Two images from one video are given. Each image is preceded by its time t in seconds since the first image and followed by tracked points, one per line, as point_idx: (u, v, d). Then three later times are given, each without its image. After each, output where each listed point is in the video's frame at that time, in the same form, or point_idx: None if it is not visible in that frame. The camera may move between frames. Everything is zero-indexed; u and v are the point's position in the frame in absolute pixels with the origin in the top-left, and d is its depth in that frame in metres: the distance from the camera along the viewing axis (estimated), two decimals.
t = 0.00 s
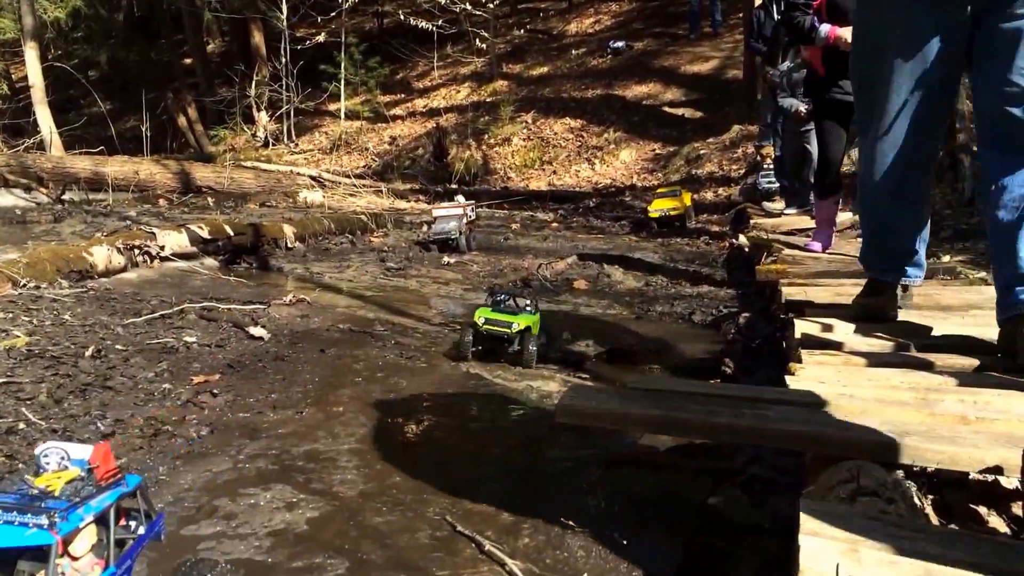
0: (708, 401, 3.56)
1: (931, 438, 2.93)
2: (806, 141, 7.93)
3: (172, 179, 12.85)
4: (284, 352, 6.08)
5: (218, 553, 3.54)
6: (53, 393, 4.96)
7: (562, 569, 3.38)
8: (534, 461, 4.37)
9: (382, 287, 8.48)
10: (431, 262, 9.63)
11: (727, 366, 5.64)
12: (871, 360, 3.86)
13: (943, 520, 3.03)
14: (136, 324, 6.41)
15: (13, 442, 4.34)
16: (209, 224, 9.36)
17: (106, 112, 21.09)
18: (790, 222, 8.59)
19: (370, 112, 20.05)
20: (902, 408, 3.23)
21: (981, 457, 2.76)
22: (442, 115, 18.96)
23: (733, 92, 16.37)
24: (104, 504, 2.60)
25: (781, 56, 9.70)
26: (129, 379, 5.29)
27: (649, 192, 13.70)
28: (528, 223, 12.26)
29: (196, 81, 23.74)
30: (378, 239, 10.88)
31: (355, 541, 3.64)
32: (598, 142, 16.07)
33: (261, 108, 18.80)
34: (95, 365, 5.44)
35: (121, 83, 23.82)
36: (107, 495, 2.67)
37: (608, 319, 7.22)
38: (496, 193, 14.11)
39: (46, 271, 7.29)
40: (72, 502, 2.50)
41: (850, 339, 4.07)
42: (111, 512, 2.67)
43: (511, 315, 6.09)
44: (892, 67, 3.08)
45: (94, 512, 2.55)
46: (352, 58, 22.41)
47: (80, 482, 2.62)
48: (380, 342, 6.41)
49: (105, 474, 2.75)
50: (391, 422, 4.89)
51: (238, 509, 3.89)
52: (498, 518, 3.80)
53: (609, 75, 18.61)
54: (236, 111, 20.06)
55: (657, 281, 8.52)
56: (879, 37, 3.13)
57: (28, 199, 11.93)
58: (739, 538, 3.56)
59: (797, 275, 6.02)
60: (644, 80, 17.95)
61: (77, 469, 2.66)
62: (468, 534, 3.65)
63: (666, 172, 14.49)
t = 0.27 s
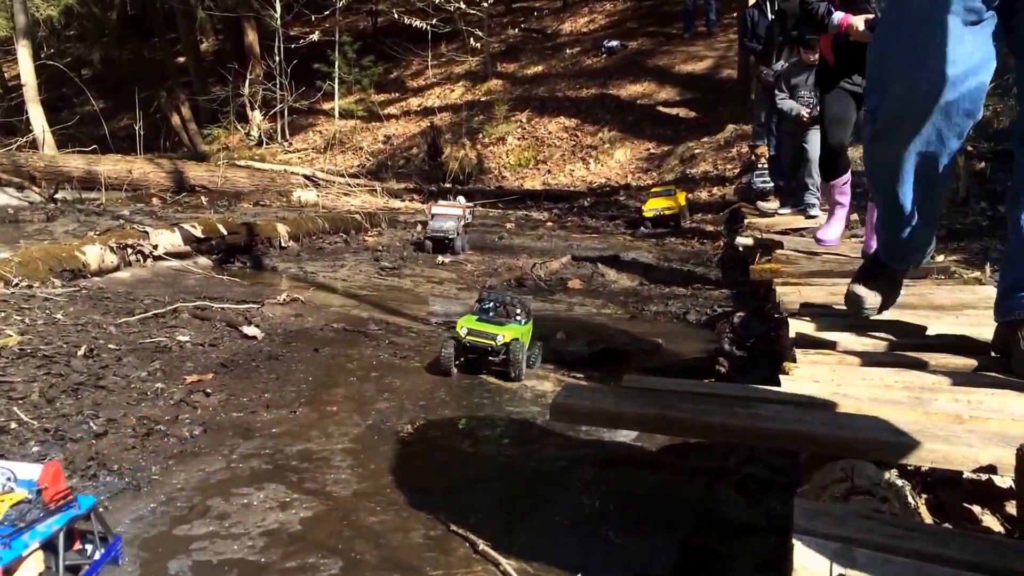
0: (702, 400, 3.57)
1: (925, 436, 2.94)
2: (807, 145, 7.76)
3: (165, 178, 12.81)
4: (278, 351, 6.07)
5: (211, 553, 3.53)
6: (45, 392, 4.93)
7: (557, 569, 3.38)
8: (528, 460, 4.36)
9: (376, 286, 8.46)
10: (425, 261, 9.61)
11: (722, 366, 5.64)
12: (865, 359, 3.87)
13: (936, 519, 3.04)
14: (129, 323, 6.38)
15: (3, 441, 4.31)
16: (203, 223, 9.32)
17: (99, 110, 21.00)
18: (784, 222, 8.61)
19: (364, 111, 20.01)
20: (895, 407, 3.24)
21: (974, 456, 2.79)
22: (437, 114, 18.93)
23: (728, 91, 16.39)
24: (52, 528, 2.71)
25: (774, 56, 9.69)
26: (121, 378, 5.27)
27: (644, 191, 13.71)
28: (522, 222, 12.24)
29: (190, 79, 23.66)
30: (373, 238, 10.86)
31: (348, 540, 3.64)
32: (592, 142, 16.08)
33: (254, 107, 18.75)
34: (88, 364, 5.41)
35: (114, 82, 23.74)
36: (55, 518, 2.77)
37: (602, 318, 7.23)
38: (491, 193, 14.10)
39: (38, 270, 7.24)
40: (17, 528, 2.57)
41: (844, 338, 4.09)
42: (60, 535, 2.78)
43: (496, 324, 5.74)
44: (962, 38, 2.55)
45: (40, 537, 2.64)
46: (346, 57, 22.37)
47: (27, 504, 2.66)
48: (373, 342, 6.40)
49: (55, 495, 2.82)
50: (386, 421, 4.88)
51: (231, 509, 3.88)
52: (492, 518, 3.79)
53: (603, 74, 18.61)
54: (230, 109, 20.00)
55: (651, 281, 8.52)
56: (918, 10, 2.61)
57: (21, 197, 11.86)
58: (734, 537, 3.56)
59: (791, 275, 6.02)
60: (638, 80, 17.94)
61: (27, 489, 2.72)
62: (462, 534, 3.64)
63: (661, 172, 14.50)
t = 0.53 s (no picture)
0: (695, 399, 3.57)
1: (917, 435, 2.95)
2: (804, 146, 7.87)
3: (157, 177, 12.77)
4: (271, 351, 6.05)
5: (203, 554, 3.51)
6: (35, 392, 4.90)
7: (549, 568, 3.38)
8: (521, 459, 4.36)
9: (369, 286, 8.44)
10: (418, 261, 9.60)
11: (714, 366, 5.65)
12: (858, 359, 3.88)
13: (929, 519, 3.04)
14: (120, 322, 6.36)
15: None
16: (195, 223, 9.28)
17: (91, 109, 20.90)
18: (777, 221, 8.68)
19: (357, 110, 19.97)
20: (888, 405, 3.25)
21: (966, 455, 2.79)
22: (430, 113, 18.91)
23: (721, 91, 16.42)
24: None
25: (768, 57, 9.77)
26: (113, 378, 5.24)
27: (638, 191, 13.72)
28: (516, 222, 12.24)
29: (182, 78, 23.59)
30: (366, 237, 10.85)
31: (341, 540, 3.63)
32: (586, 142, 16.08)
33: (247, 106, 18.70)
34: (79, 364, 5.38)
35: (105, 81, 23.65)
36: (5, 544, 2.24)
37: (595, 318, 7.23)
38: (485, 192, 14.09)
39: (29, 270, 7.20)
40: None
41: (838, 339, 4.10)
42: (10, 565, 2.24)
43: (479, 331, 5.39)
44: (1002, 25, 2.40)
45: None
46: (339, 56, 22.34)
47: None
48: (366, 341, 6.38)
49: (5, 517, 2.29)
50: (379, 421, 4.87)
51: (223, 509, 3.86)
52: (485, 518, 3.79)
53: (596, 74, 18.62)
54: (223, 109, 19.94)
55: (644, 280, 8.52)
56: None
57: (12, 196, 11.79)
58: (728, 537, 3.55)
59: (784, 274, 6.03)
60: (631, 79, 17.95)
61: None
62: (455, 533, 3.64)
63: (654, 171, 14.51)
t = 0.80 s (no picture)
0: (687, 399, 3.57)
1: (909, 435, 2.95)
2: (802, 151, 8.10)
3: (149, 177, 12.72)
4: (263, 351, 6.03)
5: (194, 555, 3.49)
6: (26, 392, 4.87)
7: (542, 569, 3.37)
8: (515, 460, 4.35)
9: (362, 286, 8.43)
10: (411, 261, 9.58)
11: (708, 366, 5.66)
12: (850, 359, 3.93)
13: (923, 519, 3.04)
14: (112, 322, 6.33)
15: None
16: (187, 222, 9.23)
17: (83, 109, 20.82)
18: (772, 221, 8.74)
19: (350, 110, 19.93)
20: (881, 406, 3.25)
21: (959, 454, 2.80)
22: (424, 113, 18.89)
23: (714, 92, 16.45)
24: None
25: (763, 56, 9.84)
26: (104, 378, 5.21)
27: (632, 192, 13.73)
28: (510, 222, 12.23)
29: (175, 78, 23.51)
30: (359, 237, 10.83)
31: (333, 541, 3.61)
32: (580, 142, 16.09)
33: (240, 106, 18.64)
34: (70, 364, 5.35)
35: (97, 80, 23.56)
36: None
37: (589, 318, 7.23)
38: (479, 193, 14.08)
39: (20, 270, 7.16)
40: None
41: (830, 337, 4.17)
42: None
43: (471, 336, 5.24)
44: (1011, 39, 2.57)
45: None
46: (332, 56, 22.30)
47: None
48: (360, 341, 6.37)
49: None
50: (372, 422, 4.85)
51: (215, 509, 3.85)
52: (478, 518, 3.78)
53: (590, 74, 18.62)
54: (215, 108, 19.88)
55: (637, 280, 8.52)
56: None
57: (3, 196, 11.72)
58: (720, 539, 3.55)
59: (778, 275, 6.04)
60: (625, 79, 17.95)
61: None
62: (448, 534, 3.63)
63: (648, 172, 14.52)
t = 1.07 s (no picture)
0: (681, 400, 3.57)
1: (903, 436, 2.96)
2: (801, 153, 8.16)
3: (142, 177, 12.67)
4: (256, 352, 6.01)
5: (186, 556, 3.48)
6: (16, 393, 4.84)
7: (535, 571, 3.37)
8: (508, 461, 4.34)
9: (356, 287, 8.41)
10: (405, 261, 9.56)
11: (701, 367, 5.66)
12: (843, 361, 3.96)
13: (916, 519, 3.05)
14: (103, 323, 6.30)
15: None
16: (179, 223, 9.19)
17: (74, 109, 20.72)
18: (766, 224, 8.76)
19: (344, 111, 19.89)
20: (874, 408, 3.26)
21: (953, 456, 2.80)
22: (417, 113, 18.87)
23: (708, 92, 16.48)
24: None
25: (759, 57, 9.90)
26: (95, 379, 5.18)
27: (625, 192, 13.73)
28: (503, 223, 12.23)
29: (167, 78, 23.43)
30: (352, 238, 10.81)
31: (326, 543, 3.60)
32: (573, 143, 16.08)
33: (233, 106, 18.58)
34: (62, 365, 5.32)
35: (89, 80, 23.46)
36: None
37: (582, 319, 7.22)
38: (472, 194, 14.07)
39: (10, 270, 7.11)
40: None
41: (823, 338, 4.24)
42: None
43: (463, 338, 5.25)
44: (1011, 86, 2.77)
45: None
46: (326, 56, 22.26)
47: None
48: (353, 342, 6.35)
49: None
50: (366, 423, 4.83)
51: (207, 511, 3.82)
52: (471, 519, 3.77)
53: (584, 75, 18.63)
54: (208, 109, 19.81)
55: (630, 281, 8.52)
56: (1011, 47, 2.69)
57: None
58: (714, 541, 3.55)
59: (771, 277, 6.06)
60: (619, 80, 17.97)
61: None
62: (441, 536, 3.62)
63: (642, 172, 14.53)
